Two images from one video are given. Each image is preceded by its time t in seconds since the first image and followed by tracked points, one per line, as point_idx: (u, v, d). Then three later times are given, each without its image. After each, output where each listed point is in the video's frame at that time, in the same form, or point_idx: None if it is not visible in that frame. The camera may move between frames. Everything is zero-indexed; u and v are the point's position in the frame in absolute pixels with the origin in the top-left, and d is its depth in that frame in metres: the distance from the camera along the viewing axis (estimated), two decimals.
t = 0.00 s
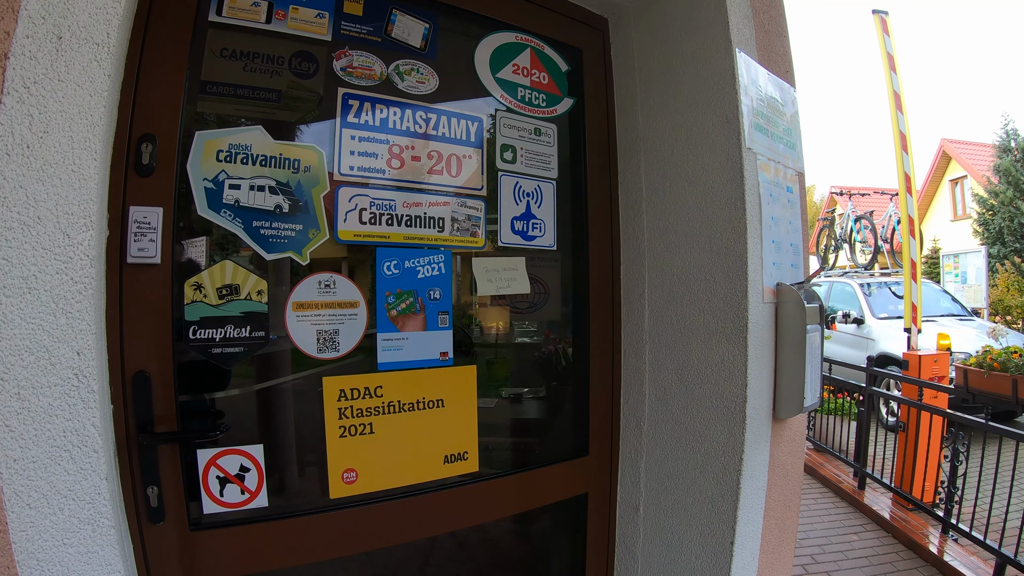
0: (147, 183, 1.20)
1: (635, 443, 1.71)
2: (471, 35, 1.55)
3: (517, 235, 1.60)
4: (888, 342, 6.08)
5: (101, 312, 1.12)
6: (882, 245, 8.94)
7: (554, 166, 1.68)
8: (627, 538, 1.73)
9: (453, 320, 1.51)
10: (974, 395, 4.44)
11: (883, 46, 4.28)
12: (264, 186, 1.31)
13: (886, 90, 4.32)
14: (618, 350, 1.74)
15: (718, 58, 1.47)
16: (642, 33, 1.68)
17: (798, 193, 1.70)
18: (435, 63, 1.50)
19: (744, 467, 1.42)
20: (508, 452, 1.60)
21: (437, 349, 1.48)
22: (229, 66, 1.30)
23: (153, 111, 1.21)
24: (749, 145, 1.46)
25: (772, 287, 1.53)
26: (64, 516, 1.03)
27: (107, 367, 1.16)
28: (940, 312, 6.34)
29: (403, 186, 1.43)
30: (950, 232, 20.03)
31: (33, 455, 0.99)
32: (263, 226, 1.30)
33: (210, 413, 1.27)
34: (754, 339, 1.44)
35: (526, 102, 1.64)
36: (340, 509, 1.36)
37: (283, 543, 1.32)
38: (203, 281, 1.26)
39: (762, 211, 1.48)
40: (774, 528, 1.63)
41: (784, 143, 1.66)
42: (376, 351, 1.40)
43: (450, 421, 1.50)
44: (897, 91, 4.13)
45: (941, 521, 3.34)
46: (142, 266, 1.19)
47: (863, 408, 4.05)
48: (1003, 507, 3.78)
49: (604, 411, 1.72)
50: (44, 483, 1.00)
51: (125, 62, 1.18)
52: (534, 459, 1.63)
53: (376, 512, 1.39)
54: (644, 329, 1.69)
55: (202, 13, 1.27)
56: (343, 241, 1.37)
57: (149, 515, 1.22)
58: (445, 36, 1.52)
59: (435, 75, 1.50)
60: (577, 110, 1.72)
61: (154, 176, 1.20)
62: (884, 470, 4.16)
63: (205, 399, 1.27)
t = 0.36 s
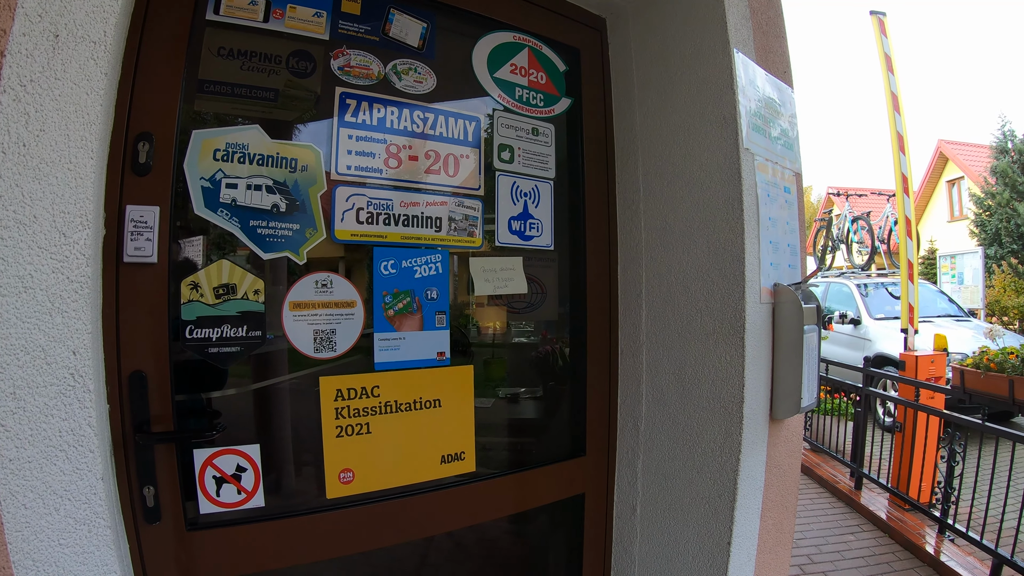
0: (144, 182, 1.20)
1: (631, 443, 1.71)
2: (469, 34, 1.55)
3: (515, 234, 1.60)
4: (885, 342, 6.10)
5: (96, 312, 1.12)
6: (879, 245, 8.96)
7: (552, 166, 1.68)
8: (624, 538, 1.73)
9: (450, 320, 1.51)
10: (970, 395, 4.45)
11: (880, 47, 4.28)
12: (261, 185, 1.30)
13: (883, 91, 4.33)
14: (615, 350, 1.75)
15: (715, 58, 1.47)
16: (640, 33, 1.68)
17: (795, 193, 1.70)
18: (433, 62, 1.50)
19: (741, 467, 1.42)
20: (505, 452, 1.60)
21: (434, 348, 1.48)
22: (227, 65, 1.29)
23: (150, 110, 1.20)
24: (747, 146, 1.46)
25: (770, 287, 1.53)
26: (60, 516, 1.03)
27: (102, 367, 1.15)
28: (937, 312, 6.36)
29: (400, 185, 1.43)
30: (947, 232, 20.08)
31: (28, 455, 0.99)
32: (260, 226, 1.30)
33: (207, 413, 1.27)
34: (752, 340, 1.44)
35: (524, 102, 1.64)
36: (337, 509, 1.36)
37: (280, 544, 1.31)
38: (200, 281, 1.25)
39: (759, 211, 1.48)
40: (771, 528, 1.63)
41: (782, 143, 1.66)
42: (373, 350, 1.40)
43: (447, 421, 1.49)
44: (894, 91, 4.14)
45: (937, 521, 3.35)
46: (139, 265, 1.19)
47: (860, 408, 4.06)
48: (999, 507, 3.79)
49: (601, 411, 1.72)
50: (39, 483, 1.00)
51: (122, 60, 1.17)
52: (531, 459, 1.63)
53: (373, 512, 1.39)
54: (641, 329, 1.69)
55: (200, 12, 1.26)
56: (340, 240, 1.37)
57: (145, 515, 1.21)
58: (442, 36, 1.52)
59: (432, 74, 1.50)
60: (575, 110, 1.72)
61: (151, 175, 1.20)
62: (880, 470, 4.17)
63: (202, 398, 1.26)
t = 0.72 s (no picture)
0: (142, 179, 1.19)
1: (629, 442, 1.71)
2: (468, 32, 1.55)
3: (513, 233, 1.60)
4: (883, 342, 6.11)
5: (94, 308, 1.11)
6: (877, 245, 8.97)
7: (550, 164, 1.68)
8: (622, 537, 1.73)
9: (448, 318, 1.51)
10: (968, 395, 4.46)
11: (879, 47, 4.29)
12: (259, 182, 1.30)
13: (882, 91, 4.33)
14: (613, 349, 1.74)
15: (714, 56, 1.47)
16: (638, 32, 1.68)
17: (794, 192, 1.70)
18: (431, 60, 1.50)
19: (739, 466, 1.42)
20: (503, 451, 1.60)
21: (432, 347, 1.48)
22: (225, 62, 1.29)
23: (148, 106, 1.20)
24: (746, 144, 1.46)
25: (768, 286, 1.53)
26: (56, 513, 1.02)
27: (100, 364, 1.15)
28: (935, 312, 6.38)
29: (399, 183, 1.43)
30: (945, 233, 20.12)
31: (25, 451, 0.98)
32: (258, 223, 1.30)
33: (204, 411, 1.26)
34: (750, 338, 1.44)
35: (523, 100, 1.64)
36: (335, 507, 1.36)
37: (278, 542, 1.31)
38: (198, 278, 1.25)
39: (758, 210, 1.48)
40: (769, 528, 1.63)
41: (781, 142, 1.66)
42: (371, 348, 1.40)
43: (445, 419, 1.49)
44: (893, 92, 4.15)
45: (935, 520, 3.36)
46: (137, 262, 1.19)
47: (857, 408, 4.07)
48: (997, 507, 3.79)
49: (599, 410, 1.72)
50: (35, 480, 1.00)
51: (120, 57, 1.17)
52: (529, 458, 1.63)
53: (370, 511, 1.39)
54: (639, 327, 1.69)
55: (198, 9, 1.26)
56: (338, 238, 1.36)
57: (142, 513, 1.21)
58: (441, 33, 1.51)
59: (431, 72, 1.49)
60: (574, 108, 1.72)
61: (149, 172, 1.20)
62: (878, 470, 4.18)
63: (200, 396, 1.26)
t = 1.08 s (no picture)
0: (140, 177, 1.19)
1: (627, 441, 1.71)
2: (467, 31, 1.55)
3: (512, 232, 1.60)
4: (880, 342, 6.12)
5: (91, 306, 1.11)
6: (875, 245, 8.99)
7: (549, 163, 1.68)
8: (619, 536, 1.73)
9: (446, 317, 1.51)
10: (965, 395, 4.47)
11: (877, 47, 4.29)
12: (257, 180, 1.30)
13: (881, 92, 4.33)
14: (611, 348, 1.75)
15: (713, 55, 1.47)
16: (637, 31, 1.68)
17: (792, 192, 1.71)
18: (430, 59, 1.49)
19: (737, 466, 1.42)
20: (501, 450, 1.60)
21: (430, 345, 1.48)
22: (224, 59, 1.29)
23: (146, 104, 1.20)
24: (745, 144, 1.46)
25: (766, 286, 1.53)
26: (54, 511, 1.02)
27: (97, 362, 1.14)
28: (933, 312, 6.39)
29: (397, 181, 1.43)
30: (943, 234, 20.16)
31: (22, 449, 0.98)
32: (256, 221, 1.30)
33: (202, 409, 1.26)
34: (748, 337, 1.44)
35: (522, 99, 1.64)
36: (333, 506, 1.36)
37: (276, 540, 1.31)
38: (196, 276, 1.25)
39: (756, 209, 1.48)
40: (766, 527, 1.64)
41: (779, 142, 1.66)
42: (369, 347, 1.40)
43: (443, 418, 1.49)
44: (891, 92, 4.15)
45: (933, 520, 3.36)
46: (135, 260, 1.19)
47: (855, 408, 4.07)
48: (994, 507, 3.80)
49: (597, 409, 1.72)
50: (33, 478, 0.99)
51: (119, 54, 1.17)
52: (527, 457, 1.63)
53: (368, 509, 1.39)
54: (637, 326, 1.69)
55: (197, 6, 1.26)
56: (336, 236, 1.36)
57: (140, 511, 1.21)
58: (440, 32, 1.51)
59: (430, 70, 1.49)
60: (573, 107, 1.72)
61: (147, 169, 1.19)
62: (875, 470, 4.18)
63: (197, 394, 1.26)
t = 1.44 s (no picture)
0: (136, 175, 1.19)
1: (623, 440, 1.71)
2: (463, 29, 1.55)
3: (508, 230, 1.60)
4: (877, 342, 6.13)
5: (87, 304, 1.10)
6: (873, 245, 9.00)
7: (545, 162, 1.68)
8: (616, 535, 1.73)
9: (442, 316, 1.51)
10: (962, 395, 4.48)
11: (875, 47, 4.29)
12: (252, 178, 1.30)
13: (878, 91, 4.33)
14: (607, 347, 1.75)
15: (709, 54, 1.47)
16: (634, 30, 1.68)
17: (788, 191, 1.71)
18: (426, 57, 1.49)
19: (732, 464, 1.43)
20: (497, 449, 1.60)
21: (426, 344, 1.47)
22: (219, 58, 1.29)
23: (142, 102, 1.20)
24: (741, 143, 1.46)
25: (762, 285, 1.53)
26: (47, 510, 1.02)
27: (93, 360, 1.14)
28: (930, 312, 6.40)
29: (393, 180, 1.43)
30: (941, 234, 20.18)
31: (16, 447, 0.98)
32: (251, 219, 1.30)
33: (197, 408, 1.26)
34: (744, 336, 1.44)
35: (518, 98, 1.64)
36: (328, 505, 1.36)
37: (272, 538, 1.31)
38: (191, 274, 1.25)
39: (752, 208, 1.49)
40: (762, 526, 1.64)
41: (775, 141, 1.66)
42: (364, 346, 1.40)
43: (439, 417, 1.49)
44: (888, 91, 4.16)
45: (930, 519, 3.37)
46: (130, 258, 1.18)
47: (852, 408, 4.08)
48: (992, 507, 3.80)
49: (593, 408, 1.72)
50: (27, 475, 1.00)
51: (115, 53, 1.17)
52: (523, 456, 1.63)
53: (364, 508, 1.39)
54: (633, 325, 1.69)
55: (193, 5, 1.25)
56: (332, 235, 1.36)
57: (135, 510, 1.21)
58: (436, 30, 1.51)
59: (426, 69, 1.49)
60: (569, 106, 1.72)
61: (142, 167, 1.19)
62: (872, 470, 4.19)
63: (193, 393, 1.26)
